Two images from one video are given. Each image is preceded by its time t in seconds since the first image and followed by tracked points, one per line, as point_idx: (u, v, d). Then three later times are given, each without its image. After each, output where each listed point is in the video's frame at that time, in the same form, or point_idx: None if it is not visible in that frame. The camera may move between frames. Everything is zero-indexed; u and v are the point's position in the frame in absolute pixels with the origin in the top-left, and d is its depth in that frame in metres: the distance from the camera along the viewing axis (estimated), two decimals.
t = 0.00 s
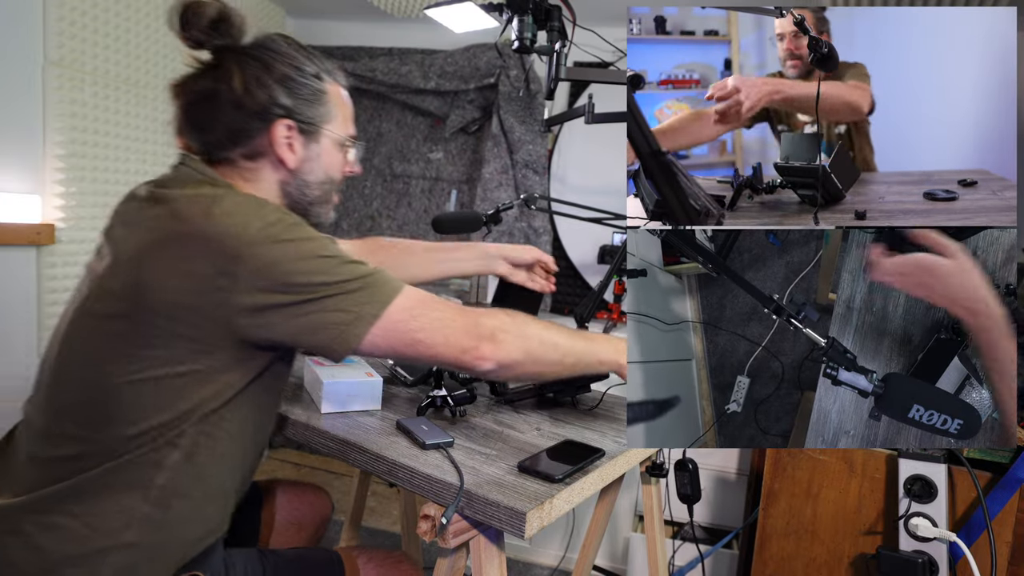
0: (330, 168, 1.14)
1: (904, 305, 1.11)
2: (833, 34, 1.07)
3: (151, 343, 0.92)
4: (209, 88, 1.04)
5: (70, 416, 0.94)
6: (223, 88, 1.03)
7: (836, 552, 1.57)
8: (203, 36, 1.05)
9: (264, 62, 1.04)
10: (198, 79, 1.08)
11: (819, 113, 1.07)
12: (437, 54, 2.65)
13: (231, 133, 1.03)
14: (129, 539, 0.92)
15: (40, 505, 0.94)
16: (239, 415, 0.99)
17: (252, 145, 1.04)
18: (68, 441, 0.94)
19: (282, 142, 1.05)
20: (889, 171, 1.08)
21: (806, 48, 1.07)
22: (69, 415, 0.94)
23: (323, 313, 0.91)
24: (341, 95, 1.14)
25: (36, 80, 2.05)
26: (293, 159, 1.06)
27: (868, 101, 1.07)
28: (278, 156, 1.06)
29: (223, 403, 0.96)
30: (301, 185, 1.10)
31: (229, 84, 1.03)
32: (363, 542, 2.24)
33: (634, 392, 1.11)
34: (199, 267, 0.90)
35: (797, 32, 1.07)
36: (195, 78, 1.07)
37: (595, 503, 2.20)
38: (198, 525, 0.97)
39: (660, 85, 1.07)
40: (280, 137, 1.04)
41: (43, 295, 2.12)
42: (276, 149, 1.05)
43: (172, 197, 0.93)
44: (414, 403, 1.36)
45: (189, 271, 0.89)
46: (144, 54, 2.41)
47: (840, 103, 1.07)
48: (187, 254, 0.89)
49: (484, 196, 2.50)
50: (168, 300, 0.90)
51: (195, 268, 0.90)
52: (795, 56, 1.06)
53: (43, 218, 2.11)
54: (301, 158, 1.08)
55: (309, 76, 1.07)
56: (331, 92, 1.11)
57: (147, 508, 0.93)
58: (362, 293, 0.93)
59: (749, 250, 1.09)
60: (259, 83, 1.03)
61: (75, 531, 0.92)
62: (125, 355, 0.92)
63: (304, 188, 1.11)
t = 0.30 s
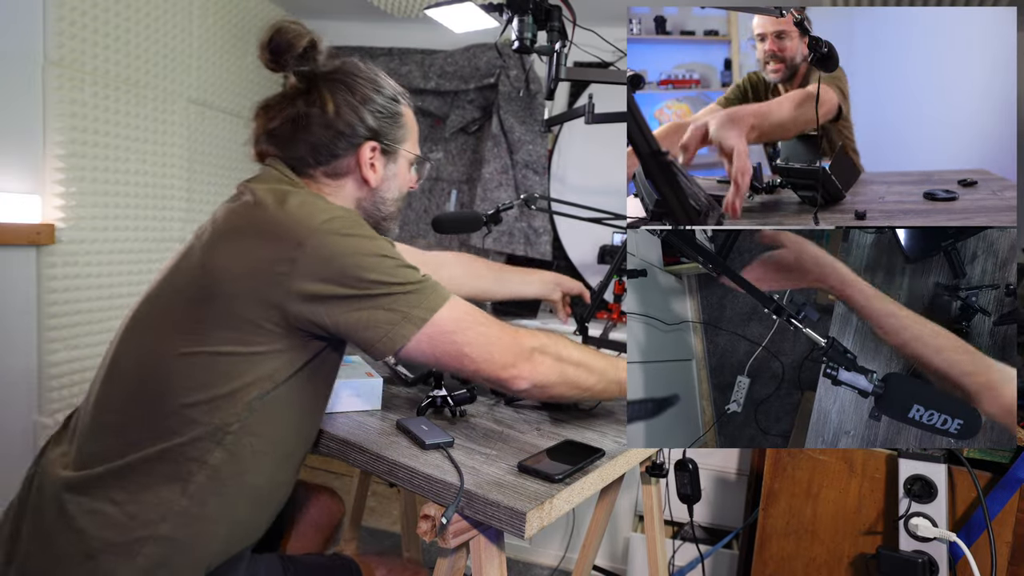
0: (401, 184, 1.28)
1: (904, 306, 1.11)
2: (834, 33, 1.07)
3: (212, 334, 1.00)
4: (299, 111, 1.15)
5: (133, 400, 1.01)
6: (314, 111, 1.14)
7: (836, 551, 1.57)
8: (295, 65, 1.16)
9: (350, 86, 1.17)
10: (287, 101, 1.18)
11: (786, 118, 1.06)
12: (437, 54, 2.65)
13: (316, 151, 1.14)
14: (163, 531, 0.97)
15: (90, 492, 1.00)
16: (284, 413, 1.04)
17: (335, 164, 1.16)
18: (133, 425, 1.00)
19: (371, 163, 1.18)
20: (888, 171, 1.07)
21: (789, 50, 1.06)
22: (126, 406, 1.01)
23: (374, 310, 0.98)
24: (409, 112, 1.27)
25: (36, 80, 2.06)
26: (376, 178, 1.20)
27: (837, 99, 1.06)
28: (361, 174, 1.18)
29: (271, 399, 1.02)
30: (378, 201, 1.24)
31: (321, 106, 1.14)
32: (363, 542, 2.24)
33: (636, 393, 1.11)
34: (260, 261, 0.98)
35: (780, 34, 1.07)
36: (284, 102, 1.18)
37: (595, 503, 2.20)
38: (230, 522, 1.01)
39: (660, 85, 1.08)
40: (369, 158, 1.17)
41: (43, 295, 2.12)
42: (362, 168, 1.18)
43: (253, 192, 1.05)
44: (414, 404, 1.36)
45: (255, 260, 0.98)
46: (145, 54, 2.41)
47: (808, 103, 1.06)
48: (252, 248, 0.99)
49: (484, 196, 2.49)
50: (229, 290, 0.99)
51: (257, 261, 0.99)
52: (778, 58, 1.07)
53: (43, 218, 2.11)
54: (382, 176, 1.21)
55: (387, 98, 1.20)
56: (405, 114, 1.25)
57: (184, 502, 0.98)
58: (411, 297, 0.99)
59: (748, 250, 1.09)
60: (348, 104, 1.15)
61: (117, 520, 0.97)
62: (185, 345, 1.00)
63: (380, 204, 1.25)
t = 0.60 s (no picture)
0: (429, 187, 1.26)
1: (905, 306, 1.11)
2: (835, 33, 1.07)
3: (223, 338, 1.00)
4: (331, 110, 1.16)
5: (147, 404, 1.02)
6: (346, 110, 1.14)
7: (836, 551, 1.57)
8: (330, 62, 1.20)
9: (383, 86, 1.17)
10: (320, 99, 1.18)
11: (763, 118, 1.06)
12: (438, 54, 2.66)
13: (346, 150, 1.14)
14: (179, 534, 0.98)
15: (105, 495, 1.01)
16: (295, 416, 1.04)
17: (364, 165, 1.16)
18: (145, 429, 1.01)
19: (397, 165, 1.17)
20: (888, 171, 1.07)
21: (772, 49, 1.07)
22: (142, 410, 1.02)
23: (383, 311, 0.98)
24: (442, 116, 1.26)
25: (36, 80, 2.06)
26: (404, 180, 1.19)
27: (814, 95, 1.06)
28: (389, 175, 1.18)
29: (281, 402, 1.02)
30: (405, 204, 1.22)
31: (355, 107, 1.14)
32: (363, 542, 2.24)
33: (635, 393, 1.12)
34: (270, 264, 0.99)
35: (763, 33, 1.07)
36: (316, 100, 1.18)
37: (595, 504, 2.20)
38: (244, 523, 1.02)
39: (660, 85, 1.08)
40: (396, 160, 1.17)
41: (43, 295, 2.12)
42: (391, 170, 1.17)
43: (268, 191, 1.05)
44: (414, 404, 1.36)
45: (264, 260, 0.99)
46: (145, 54, 2.42)
47: (783, 103, 1.06)
48: (262, 250, 0.99)
49: (484, 196, 2.49)
50: (240, 293, 0.99)
51: (267, 264, 0.99)
52: (761, 58, 1.07)
53: (43, 218, 2.12)
54: (411, 178, 1.20)
55: (419, 100, 1.19)
56: (438, 117, 1.24)
57: (197, 503, 0.99)
58: (422, 301, 0.99)
59: (748, 250, 1.09)
60: (381, 104, 1.15)
61: (135, 524, 0.99)
62: (197, 349, 1.01)
63: (407, 207, 1.23)
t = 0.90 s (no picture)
0: (440, 192, 1.26)
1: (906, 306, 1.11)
2: (835, 34, 1.07)
3: (220, 341, 1.00)
4: (340, 114, 1.16)
5: (145, 406, 1.02)
6: (355, 114, 1.14)
7: (836, 551, 1.57)
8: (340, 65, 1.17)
9: (392, 88, 1.17)
10: (329, 103, 1.19)
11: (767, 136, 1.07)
12: (438, 54, 2.66)
13: (354, 155, 1.14)
14: (170, 539, 0.98)
15: (101, 497, 1.01)
16: (293, 421, 1.03)
17: (372, 170, 1.16)
18: (142, 431, 1.02)
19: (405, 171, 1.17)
20: (887, 171, 1.07)
21: (760, 52, 1.07)
22: (141, 411, 1.03)
23: (383, 314, 0.98)
24: (455, 122, 1.25)
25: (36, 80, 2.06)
26: (413, 186, 1.19)
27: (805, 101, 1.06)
28: (398, 181, 1.18)
29: (277, 407, 1.01)
30: (415, 210, 1.22)
31: (363, 111, 1.14)
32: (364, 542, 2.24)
33: (636, 391, 1.12)
34: (267, 268, 0.98)
35: (751, 36, 1.07)
36: (326, 105, 1.19)
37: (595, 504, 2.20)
38: (238, 529, 1.02)
39: (660, 85, 1.07)
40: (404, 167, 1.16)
41: (44, 294, 2.13)
42: (400, 175, 1.17)
43: (270, 194, 1.05)
44: (414, 404, 1.36)
45: (263, 263, 0.98)
46: (145, 54, 2.42)
47: (781, 116, 1.06)
48: (259, 253, 0.99)
49: (484, 196, 2.49)
50: (237, 298, 0.99)
51: (265, 265, 0.98)
52: (750, 60, 1.06)
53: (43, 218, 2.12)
54: (421, 183, 1.20)
55: (430, 104, 1.19)
56: (450, 122, 1.24)
57: (189, 508, 0.99)
58: (423, 303, 0.99)
59: (747, 250, 1.08)
60: (390, 108, 1.15)
61: (124, 528, 0.99)
62: (196, 351, 1.01)
63: (417, 213, 1.22)
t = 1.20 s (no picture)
0: (449, 197, 1.27)
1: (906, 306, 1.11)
2: (835, 33, 1.07)
3: (227, 337, 1.00)
4: (356, 122, 1.14)
5: (150, 402, 1.02)
6: (373, 123, 1.13)
7: (836, 551, 1.57)
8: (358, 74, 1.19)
9: (408, 98, 1.15)
10: (344, 110, 1.17)
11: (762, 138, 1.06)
12: (438, 54, 2.67)
13: (370, 164, 1.14)
14: (170, 535, 0.98)
15: (104, 494, 1.01)
16: (300, 418, 1.03)
17: (386, 178, 1.16)
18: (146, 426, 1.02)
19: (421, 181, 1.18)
20: (887, 171, 1.07)
21: (763, 52, 1.07)
22: (146, 408, 1.03)
23: (392, 309, 0.98)
24: (463, 132, 1.26)
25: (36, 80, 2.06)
26: (426, 194, 1.20)
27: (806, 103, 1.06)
28: (412, 189, 1.18)
29: (283, 403, 1.01)
30: (425, 216, 1.23)
31: (382, 121, 1.13)
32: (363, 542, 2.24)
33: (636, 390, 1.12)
34: (275, 264, 0.98)
35: (752, 37, 1.06)
36: (344, 112, 1.16)
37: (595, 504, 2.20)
38: (240, 527, 1.02)
39: (660, 85, 1.07)
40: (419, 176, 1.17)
41: (44, 294, 2.13)
42: (414, 184, 1.17)
43: (283, 195, 1.05)
44: (414, 404, 1.36)
45: (271, 260, 0.99)
46: (145, 54, 2.42)
47: (777, 120, 1.06)
48: (267, 251, 0.99)
49: (484, 196, 2.49)
50: (243, 293, 0.99)
51: (273, 262, 0.99)
52: (752, 61, 1.07)
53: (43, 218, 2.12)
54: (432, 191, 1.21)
55: (442, 113, 1.19)
56: (459, 131, 1.24)
57: (190, 503, 0.99)
58: (432, 297, 0.99)
59: (746, 250, 1.08)
60: (406, 119, 1.14)
61: (127, 522, 0.99)
62: (202, 347, 1.01)
63: (427, 219, 1.24)
